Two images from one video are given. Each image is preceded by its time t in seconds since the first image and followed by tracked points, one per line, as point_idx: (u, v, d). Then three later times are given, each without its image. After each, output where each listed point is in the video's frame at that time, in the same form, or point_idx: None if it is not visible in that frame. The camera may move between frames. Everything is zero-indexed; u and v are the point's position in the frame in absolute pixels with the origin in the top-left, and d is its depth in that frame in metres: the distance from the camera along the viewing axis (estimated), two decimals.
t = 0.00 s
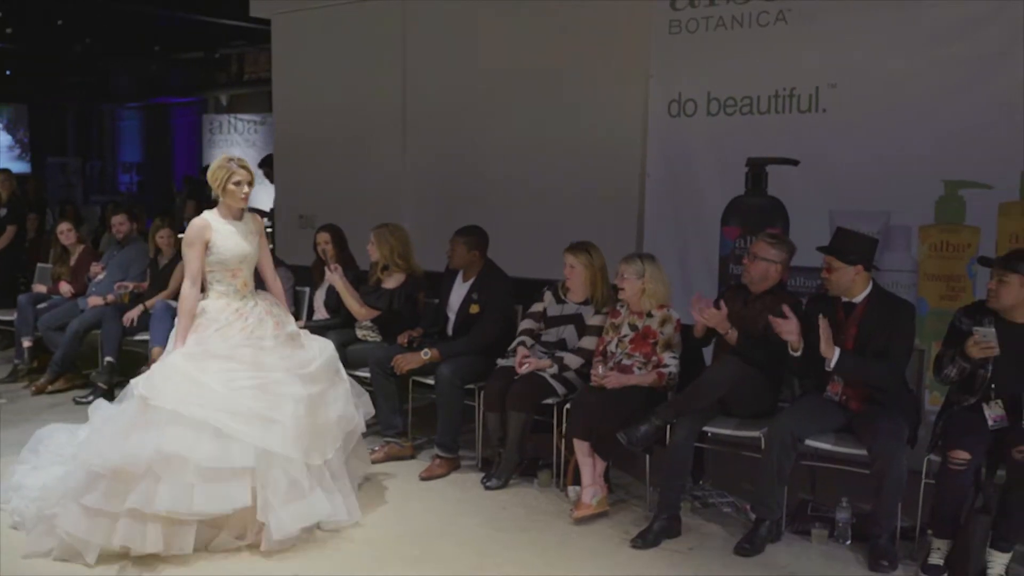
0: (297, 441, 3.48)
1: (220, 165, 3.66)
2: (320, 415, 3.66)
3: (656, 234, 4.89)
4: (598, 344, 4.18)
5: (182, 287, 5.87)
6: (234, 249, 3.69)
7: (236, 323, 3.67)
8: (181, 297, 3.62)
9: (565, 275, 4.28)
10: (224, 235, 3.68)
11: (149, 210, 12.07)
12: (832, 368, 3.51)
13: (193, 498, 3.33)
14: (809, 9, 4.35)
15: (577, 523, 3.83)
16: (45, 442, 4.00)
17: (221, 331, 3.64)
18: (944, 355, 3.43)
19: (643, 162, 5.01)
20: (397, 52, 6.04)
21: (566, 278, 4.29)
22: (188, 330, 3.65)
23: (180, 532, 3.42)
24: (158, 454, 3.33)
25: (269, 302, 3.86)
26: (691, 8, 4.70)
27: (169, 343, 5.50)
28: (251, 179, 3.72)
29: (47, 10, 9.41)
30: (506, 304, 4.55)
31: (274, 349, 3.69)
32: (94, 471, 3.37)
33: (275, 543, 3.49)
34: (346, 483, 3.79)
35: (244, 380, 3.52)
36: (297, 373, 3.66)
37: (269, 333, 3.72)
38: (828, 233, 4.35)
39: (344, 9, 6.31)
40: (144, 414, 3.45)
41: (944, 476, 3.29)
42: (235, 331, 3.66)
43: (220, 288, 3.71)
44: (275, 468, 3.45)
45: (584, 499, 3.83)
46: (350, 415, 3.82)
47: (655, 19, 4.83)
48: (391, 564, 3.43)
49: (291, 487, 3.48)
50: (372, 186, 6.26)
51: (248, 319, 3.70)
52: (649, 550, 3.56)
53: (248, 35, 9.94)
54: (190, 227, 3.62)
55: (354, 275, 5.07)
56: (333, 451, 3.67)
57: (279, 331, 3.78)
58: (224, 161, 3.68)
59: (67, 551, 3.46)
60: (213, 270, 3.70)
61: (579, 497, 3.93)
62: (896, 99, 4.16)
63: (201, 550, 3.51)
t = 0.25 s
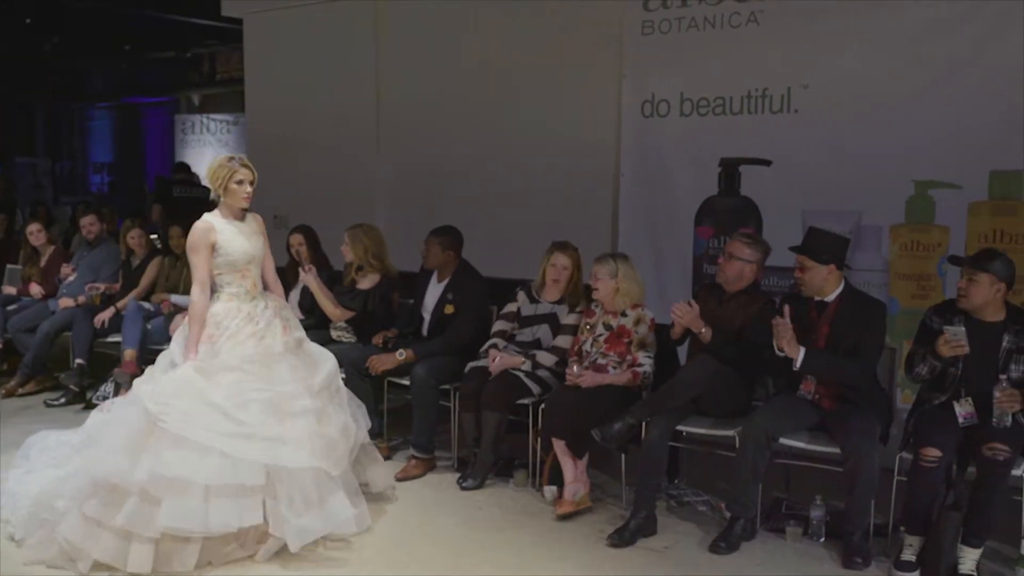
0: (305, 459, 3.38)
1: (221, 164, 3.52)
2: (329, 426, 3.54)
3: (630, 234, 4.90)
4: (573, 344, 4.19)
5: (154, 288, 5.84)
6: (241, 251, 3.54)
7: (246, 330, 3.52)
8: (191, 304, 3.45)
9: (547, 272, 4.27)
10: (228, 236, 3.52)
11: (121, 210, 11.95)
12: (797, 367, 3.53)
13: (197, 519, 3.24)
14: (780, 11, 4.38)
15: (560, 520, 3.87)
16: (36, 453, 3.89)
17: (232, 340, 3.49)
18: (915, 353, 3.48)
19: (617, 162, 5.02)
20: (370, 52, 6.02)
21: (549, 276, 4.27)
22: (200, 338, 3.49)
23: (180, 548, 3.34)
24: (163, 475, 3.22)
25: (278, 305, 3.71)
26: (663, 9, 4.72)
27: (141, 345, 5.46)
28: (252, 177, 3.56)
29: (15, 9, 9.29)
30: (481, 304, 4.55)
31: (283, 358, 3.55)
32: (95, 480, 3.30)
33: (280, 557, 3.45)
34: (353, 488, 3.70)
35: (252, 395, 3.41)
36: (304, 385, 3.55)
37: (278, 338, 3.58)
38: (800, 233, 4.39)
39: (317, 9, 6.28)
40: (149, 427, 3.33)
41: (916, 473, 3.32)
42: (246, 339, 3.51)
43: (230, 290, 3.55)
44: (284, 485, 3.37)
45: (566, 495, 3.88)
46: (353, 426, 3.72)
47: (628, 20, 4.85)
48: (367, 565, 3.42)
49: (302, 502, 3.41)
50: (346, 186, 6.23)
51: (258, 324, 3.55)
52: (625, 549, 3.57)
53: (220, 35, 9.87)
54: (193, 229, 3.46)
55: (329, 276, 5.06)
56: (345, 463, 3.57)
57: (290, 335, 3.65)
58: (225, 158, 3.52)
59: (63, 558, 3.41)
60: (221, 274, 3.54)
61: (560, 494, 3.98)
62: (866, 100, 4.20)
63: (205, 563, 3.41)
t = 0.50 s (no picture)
0: (324, 462, 3.35)
1: (230, 160, 3.44)
2: (343, 428, 3.50)
3: (611, 234, 4.91)
4: (555, 344, 4.20)
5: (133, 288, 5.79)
6: (252, 248, 3.48)
7: (259, 330, 3.48)
8: (206, 301, 3.37)
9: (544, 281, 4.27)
10: (241, 234, 3.45)
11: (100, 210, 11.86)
12: (787, 362, 3.57)
13: (217, 523, 3.21)
14: (760, 12, 4.40)
15: (545, 518, 3.89)
16: (42, 461, 3.80)
17: (247, 340, 3.44)
18: (894, 351, 3.52)
19: (598, 162, 5.03)
20: (351, 52, 6.00)
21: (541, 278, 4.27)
22: (214, 335, 3.41)
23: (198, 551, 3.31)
24: (185, 481, 3.14)
25: (280, 304, 3.68)
26: (644, 9, 4.73)
27: (120, 346, 5.42)
28: (264, 172, 3.49)
29: None
30: (462, 305, 4.55)
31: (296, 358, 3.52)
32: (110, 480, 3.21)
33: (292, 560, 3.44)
34: (358, 491, 3.67)
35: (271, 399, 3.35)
36: (319, 386, 3.51)
37: (289, 338, 3.55)
38: (779, 233, 4.41)
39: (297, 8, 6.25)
40: (165, 428, 3.22)
41: (894, 470, 3.35)
42: (261, 340, 3.47)
43: (238, 290, 3.49)
44: (301, 492, 3.34)
45: (552, 494, 3.90)
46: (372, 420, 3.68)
47: (609, 20, 4.86)
48: (348, 566, 3.41)
49: (301, 514, 3.34)
50: (327, 186, 6.21)
51: (270, 326, 3.52)
52: (606, 548, 3.58)
53: (201, 34, 9.81)
54: (205, 226, 3.37)
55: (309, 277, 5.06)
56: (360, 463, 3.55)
57: (298, 334, 3.62)
58: (237, 154, 3.44)
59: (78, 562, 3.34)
60: (230, 272, 3.47)
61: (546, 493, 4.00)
62: (845, 101, 4.23)
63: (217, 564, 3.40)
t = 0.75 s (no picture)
0: (348, 474, 3.29)
1: (247, 167, 3.40)
2: (366, 436, 3.43)
3: (595, 234, 4.92)
4: (539, 343, 4.20)
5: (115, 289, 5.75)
6: (271, 258, 3.40)
7: (277, 341, 3.41)
8: (220, 309, 3.31)
9: (520, 274, 4.28)
10: (258, 241, 3.39)
11: (81, 212, 11.77)
12: (763, 364, 3.58)
13: (241, 539, 3.15)
14: (742, 13, 4.42)
15: (531, 518, 3.89)
16: (49, 466, 3.66)
17: (264, 350, 3.38)
18: (877, 350, 3.54)
19: (582, 162, 5.04)
20: (333, 51, 5.99)
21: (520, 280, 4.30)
22: (227, 347, 3.35)
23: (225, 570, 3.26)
24: (208, 495, 3.10)
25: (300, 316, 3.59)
26: (627, 10, 4.74)
27: (102, 347, 5.39)
28: (281, 179, 3.44)
29: None
30: (446, 305, 4.55)
31: (316, 366, 3.47)
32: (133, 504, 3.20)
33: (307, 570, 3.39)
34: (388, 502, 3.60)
35: (289, 408, 3.30)
36: (338, 393, 3.44)
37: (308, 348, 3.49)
38: (762, 232, 4.43)
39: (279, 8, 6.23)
40: (184, 442, 3.19)
41: (877, 468, 3.36)
42: (278, 350, 3.41)
43: (254, 300, 3.41)
44: (326, 502, 3.27)
45: (538, 494, 3.91)
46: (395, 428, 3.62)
47: (591, 21, 4.87)
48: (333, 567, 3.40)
49: (325, 531, 3.26)
50: (310, 186, 6.19)
51: (288, 335, 3.46)
52: (592, 548, 3.58)
53: (183, 33, 9.76)
54: (222, 233, 3.31)
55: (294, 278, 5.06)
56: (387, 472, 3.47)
57: (315, 347, 3.55)
58: (254, 162, 3.40)
59: None
60: (248, 281, 3.39)
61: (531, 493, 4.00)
62: (827, 101, 4.25)
63: None
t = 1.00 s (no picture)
0: (370, 484, 3.18)
1: (271, 163, 3.32)
2: (390, 442, 3.34)
3: (582, 234, 4.93)
4: (526, 344, 4.20)
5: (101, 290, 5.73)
6: (292, 256, 3.35)
7: (299, 342, 3.33)
8: (241, 308, 3.25)
9: (493, 271, 4.28)
10: (280, 240, 3.33)
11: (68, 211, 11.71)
12: (756, 361, 3.58)
13: (269, 549, 3.05)
14: (729, 13, 4.43)
15: (519, 518, 3.90)
16: (62, 472, 3.55)
17: (287, 353, 3.29)
18: (863, 349, 3.56)
19: (569, 162, 5.04)
20: (320, 51, 5.98)
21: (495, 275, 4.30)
22: (248, 349, 3.28)
23: None
24: (234, 503, 3.01)
25: (325, 316, 3.52)
26: (614, 10, 4.74)
27: (88, 348, 5.36)
28: (305, 176, 3.38)
29: None
30: (434, 305, 4.54)
31: (339, 373, 3.35)
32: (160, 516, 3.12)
33: None
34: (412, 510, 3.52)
35: (313, 414, 3.21)
36: (362, 399, 3.35)
37: (330, 352, 3.38)
38: (749, 232, 4.44)
39: (265, 7, 6.21)
40: (205, 450, 3.09)
41: (863, 468, 3.38)
42: (302, 353, 3.32)
43: (276, 299, 3.35)
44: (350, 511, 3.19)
45: (526, 494, 3.92)
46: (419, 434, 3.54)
47: (578, 21, 4.87)
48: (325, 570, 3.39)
49: (346, 542, 3.19)
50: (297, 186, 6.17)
51: (311, 338, 3.37)
52: (580, 548, 3.58)
53: (169, 32, 9.73)
54: (245, 231, 3.26)
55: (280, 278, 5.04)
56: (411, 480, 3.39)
57: (341, 348, 3.45)
58: (277, 157, 3.33)
59: None
60: (269, 279, 3.34)
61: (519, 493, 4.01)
62: (814, 101, 4.26)
63: None
